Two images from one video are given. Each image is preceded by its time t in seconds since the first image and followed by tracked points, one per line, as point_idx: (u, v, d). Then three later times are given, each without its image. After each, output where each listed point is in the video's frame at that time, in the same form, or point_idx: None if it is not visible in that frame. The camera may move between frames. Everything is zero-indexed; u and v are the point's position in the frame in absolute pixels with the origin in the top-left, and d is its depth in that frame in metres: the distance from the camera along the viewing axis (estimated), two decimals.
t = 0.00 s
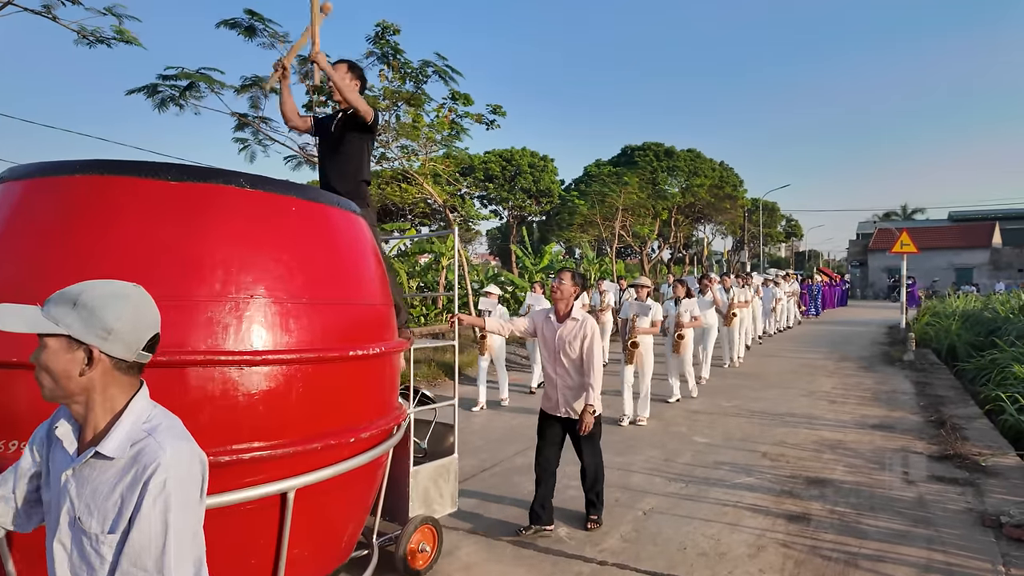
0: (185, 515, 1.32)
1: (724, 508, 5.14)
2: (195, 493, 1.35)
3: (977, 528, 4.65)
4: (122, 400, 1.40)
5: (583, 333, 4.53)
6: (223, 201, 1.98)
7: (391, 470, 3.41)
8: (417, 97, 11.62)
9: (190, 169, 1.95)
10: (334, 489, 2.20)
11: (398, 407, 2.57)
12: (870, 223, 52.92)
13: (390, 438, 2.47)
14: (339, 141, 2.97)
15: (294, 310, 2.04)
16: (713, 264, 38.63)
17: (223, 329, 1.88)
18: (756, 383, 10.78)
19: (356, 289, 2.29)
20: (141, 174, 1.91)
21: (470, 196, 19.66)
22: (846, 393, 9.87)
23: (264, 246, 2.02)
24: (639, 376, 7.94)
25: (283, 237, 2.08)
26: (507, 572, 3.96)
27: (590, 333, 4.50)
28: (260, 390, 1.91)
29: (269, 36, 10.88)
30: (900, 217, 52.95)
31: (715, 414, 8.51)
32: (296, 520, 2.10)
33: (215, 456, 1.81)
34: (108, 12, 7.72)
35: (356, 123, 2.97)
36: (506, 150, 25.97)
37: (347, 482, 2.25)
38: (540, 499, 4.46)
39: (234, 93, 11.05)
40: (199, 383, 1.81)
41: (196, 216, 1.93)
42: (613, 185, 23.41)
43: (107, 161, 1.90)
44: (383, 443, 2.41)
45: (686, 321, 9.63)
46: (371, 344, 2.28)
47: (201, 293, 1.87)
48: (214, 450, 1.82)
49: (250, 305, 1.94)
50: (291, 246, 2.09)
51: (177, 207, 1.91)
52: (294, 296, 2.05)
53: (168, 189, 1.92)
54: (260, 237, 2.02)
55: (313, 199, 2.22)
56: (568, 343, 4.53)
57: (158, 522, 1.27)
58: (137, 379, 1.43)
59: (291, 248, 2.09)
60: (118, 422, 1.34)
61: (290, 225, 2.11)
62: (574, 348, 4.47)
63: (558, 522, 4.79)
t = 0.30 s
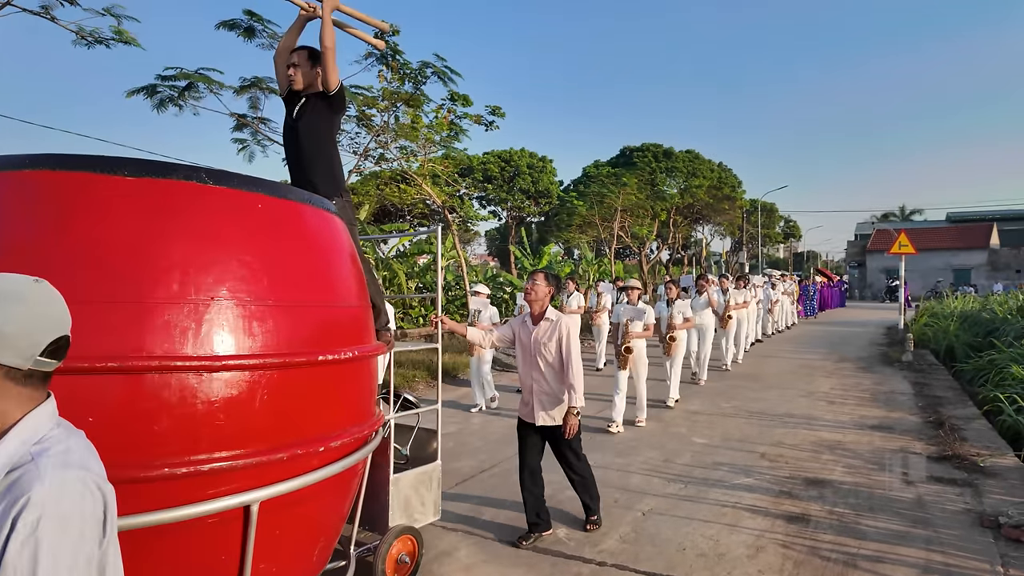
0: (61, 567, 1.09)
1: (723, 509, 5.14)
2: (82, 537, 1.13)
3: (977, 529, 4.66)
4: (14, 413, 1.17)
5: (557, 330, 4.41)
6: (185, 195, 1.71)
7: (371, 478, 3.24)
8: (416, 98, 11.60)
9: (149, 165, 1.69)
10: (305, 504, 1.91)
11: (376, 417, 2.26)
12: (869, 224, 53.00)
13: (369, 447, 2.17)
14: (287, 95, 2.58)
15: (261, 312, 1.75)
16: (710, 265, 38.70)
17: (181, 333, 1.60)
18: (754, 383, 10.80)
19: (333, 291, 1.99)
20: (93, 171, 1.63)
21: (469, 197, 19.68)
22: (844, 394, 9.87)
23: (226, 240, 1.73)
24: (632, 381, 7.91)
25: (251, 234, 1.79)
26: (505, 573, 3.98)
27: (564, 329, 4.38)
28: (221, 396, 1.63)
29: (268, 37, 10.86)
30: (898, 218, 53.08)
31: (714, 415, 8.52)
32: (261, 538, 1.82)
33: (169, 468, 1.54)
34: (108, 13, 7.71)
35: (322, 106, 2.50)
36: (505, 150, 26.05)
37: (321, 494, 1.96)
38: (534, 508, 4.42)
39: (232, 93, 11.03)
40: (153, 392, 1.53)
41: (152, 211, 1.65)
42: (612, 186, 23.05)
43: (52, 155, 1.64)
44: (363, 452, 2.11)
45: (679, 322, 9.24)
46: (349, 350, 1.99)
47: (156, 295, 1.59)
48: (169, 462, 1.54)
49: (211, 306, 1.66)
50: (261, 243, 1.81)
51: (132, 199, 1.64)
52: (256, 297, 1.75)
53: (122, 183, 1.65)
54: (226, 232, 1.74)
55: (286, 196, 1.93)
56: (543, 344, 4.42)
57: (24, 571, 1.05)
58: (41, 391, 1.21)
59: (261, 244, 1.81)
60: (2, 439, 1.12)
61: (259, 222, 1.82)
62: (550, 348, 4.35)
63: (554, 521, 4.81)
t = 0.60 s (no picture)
0: None
1: (722, 509, 5.13)
2: None
3: (975, 529, 4.65)
4: None
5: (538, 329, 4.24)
6: (142, 189, 1.56)
7: (349, 486, 3.18)
8: (415, 98, 11.58)
9: (103, 158, 1.54)
10: (276, 515, 1.77)
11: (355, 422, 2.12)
12: (867, 225, 53.00)
13: (346, 455, 2.01)
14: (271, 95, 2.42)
15: (223, 315, 1.60)
16: (709, 266, 38.67)
17: (135, 338, 1.46)
18: (753, 384, 10.78)
19: (306, 292, 1.83)
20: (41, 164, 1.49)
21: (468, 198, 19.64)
22: (843, 394, 9.85)
23: (188, 237, 1.59)
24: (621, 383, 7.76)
25: (216, 230, 1.65)
26: (504, 573, 3.97)
27: (545, 328, 4.21)
28: (177, 405, 1.48)
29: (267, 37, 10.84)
30: (897, 219, 53.15)
31: (713, 416, 8.50)
32: (225, 554, 1.68)
33: (120, 482, 1.41)
34: (106, 13, 7.70)
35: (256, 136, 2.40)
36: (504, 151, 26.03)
37: (292, 504, 1.81)
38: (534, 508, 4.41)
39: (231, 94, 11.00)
40: (102, 401, 1.39)
41: (104, 205, 1.50)
42: (610, 186, 22.79)
43: None
44: (340, 460, 1.96)
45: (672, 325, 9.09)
46: (323, 354, 1.82)
47: (108, 297, 1.44)
48: (119, 477, 1.41)
49: (169, 309, 1.52)
50: (228, 240, 1.66)
51: (83, 193, 1.50)
52: (220, 298, 1.61)
53: (72, 175, 1.50)
54: (187, 228, 1.59)
55: (255, 192, 1.78)
56: (523, 345, 4.26)
57: None
58: None
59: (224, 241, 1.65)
60: None
61: (226, 218, 1.68)
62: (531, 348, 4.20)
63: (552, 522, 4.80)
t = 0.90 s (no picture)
0: None
1: (722, 510, 5.11)
2: None
3: (975, 530, 4.63)
4: None
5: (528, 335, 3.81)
6: (89, 185, 1.48)
7: (324, 494, 2.98)
8: (415, 98, 11.56)
9: (48, 150, 1.47)
10: (235, 526, 1.69)
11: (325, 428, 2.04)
12: (866, 225, 52.98)
13: (313, 463, 1.93)
14: (267, 96, 2.32)
15: (176, 317, 1.53)
16: (709, 266, 38.63)
17: (77, 342, 1.38)
18: (753, 385, 10.75)
19: (266, 292, 1.75)
20: None
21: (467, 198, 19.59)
22: (843, 395, 9.82)
23: (139, 236, 1.51)
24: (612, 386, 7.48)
25: (170, 228, 1.57)
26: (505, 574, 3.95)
27: (535, 335, 3.78)
28: (124, 413, 1.41)
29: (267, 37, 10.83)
30: (896, 219, 53.17)
31: (712, 416, 8.48)
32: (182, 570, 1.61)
33: (57, 497, 1.32)
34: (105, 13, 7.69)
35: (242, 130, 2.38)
36: (504, 152, 25.98)
37: (254, 515, 1.74)
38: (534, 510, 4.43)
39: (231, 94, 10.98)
40: (41, 408, 1.31)
41: (46, 202, 1.42)
42: (609, 187, 22.82)
43: None
44: (305, 467, 1.88)
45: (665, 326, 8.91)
46: (285, 357, 1.75)
47: (49, 298, 1.36)
48: (59, 490, 1.33)
49: (116, 311, 1.44)
50: (182, 239, 1.59)
51: (21, 189, 1.41)
52: (172, 300, 1.53)
53: (12, 170, 1.42)
54: (137, 227, 1.52)
55: (213, 188, 1.71)
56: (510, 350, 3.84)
57: None
58: None
59: (179, 241, 1.58)
60: None
61: (181, 215, 1.60)
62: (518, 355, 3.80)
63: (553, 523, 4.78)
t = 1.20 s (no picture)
0: None
1: (722, 511, 5.09)
2: None
3: (975, 530, 4.61)
4: None
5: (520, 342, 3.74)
6: (29, 178, 1.39)
7: (298, 503, 2.91)
8: (415, 98, 11.55)
9: None
10: (190, 539, 1.61)
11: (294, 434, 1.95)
12: (865, 225, 52.95)
13: (278, 471, 1.84)
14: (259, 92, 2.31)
15: (122, 321, 1.44)
16: (708, 267, 38.61)
17: (11, 346, 1.28)
18: (753, 385, 10.73)
19: (225, 293, 1.66)
20: None
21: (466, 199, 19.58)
22: (843, 395, 9.81)
23: (83, 233, 1.42)
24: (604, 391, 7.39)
25: (118, 225, 1.48)
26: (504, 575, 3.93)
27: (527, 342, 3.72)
28: (62, 423, 1.32)
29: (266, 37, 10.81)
30: (895, 219, 53.17)
31: (712, 417, 8.45)
32: None
33: None
34: (104, 14, 7.66)
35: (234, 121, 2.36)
36: (503, 152, 25.95)
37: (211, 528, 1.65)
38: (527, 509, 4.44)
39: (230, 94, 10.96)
40: None
41: None
42: (608, 188, 22.78)
43: None
44: (268, 477, 1.79)
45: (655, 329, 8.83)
46: (245, 363, 1.66)
47: None
48: None
49: (56, 313, 1.36)
50: (133, 236, 1.49)
51: None
52: (119, 302, 1.44)
53: None
54: (80, 224, 1.42)
55: (170, 182, 1.61)
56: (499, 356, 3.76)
57: None
58: None
59: (128, 240, 1.48)
60: None
61: (132, 211, 1.51)
62: (508, 361, 3.72)
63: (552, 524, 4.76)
